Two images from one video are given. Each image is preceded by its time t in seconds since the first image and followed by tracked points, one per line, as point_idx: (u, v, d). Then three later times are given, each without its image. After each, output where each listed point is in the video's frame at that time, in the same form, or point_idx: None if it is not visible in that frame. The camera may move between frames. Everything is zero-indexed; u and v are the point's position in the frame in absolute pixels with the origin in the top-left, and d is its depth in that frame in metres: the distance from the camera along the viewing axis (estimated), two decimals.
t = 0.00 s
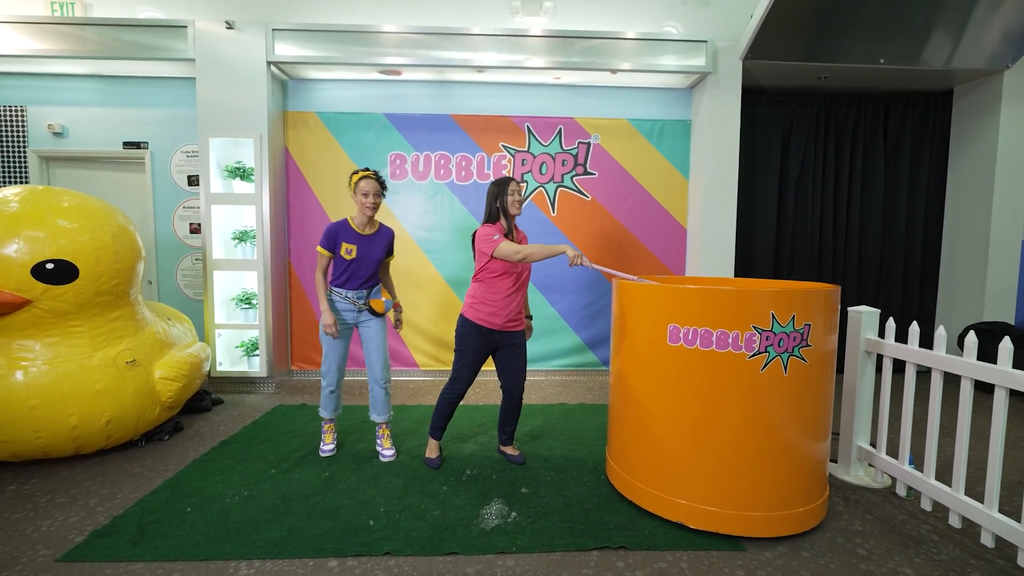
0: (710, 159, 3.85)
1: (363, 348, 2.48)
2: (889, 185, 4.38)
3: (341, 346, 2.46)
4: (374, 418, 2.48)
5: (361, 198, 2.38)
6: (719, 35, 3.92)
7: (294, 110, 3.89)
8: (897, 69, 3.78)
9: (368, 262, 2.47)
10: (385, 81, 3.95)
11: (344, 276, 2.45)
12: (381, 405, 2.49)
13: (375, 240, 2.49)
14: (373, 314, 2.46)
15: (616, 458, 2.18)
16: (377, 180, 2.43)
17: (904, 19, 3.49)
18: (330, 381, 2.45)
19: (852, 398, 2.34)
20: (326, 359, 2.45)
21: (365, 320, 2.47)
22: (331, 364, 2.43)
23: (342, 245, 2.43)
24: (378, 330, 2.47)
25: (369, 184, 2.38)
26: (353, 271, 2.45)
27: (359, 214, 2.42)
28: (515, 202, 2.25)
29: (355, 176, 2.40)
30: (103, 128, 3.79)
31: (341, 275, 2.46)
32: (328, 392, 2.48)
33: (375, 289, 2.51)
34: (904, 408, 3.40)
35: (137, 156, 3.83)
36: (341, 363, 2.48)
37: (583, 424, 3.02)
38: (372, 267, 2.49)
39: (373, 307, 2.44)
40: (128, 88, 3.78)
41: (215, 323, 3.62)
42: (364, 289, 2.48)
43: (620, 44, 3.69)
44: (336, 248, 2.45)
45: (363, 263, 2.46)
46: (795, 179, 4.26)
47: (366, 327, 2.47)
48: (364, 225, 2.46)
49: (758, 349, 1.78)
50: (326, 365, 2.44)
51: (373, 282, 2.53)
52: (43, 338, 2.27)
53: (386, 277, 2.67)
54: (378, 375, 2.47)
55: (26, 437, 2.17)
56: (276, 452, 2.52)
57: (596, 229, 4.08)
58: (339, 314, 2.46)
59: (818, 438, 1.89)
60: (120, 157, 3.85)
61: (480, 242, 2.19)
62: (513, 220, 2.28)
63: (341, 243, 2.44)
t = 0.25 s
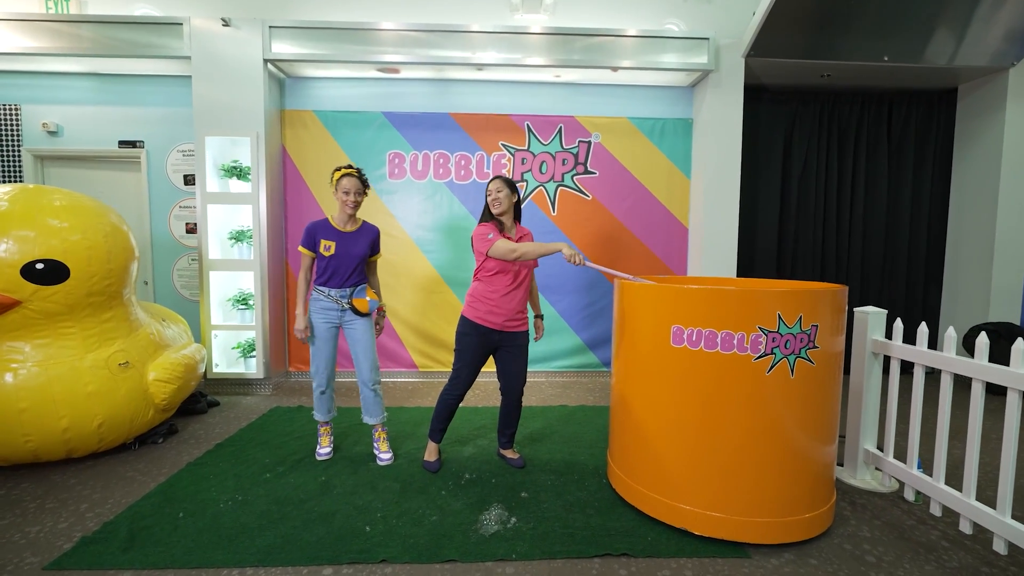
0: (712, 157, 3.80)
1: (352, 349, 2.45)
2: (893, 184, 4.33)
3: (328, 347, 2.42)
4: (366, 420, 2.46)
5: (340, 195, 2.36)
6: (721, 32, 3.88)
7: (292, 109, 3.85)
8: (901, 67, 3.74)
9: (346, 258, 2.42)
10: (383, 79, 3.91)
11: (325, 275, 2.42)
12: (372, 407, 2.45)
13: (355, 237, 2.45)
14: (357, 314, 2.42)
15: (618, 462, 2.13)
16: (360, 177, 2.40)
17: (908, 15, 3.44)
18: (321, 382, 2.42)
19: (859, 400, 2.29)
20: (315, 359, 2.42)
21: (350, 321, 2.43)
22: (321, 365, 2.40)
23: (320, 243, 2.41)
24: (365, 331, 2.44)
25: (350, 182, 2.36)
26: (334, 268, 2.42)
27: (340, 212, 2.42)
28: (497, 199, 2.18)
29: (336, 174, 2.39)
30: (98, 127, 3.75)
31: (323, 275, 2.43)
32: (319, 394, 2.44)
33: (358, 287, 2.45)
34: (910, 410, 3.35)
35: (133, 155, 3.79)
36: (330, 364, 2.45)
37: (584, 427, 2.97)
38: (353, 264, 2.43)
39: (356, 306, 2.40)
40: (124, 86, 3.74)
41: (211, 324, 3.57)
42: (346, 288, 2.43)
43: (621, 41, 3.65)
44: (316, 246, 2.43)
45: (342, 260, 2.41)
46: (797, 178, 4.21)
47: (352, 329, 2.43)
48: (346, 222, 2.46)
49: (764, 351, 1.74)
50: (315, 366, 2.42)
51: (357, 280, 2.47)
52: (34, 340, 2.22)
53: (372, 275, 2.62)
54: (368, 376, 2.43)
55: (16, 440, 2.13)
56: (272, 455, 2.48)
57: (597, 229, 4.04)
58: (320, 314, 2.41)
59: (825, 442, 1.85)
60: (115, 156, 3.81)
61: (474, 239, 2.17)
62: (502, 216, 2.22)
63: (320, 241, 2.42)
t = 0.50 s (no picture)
0: (714, 157, 3.77)
1: (348, 349, 2.42)
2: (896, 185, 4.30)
3: (323, 347, 2.39)
4: (365, 418, 2.44)
5: (333, 194, 2.33)
6: (722, 31, 3.85)
7: (290, 109, 3.82)
8: (904, 66, 3.71)
9: (339, 256, 2.39)
10: (382, 79, 3.88)
11: (318, 274, 2.39)
12: (371, 405, 2.43)
13: (347, 236, 2.43)
14: (353, 314, 2.40)
15: (620, 466, 2.10)
16: (352, 176, 2.38)
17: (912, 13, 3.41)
18: (318, 383, 2.38)
19: (864, 403, 2.25)
20: (311, 360, 2.38)
21: (345, 321, 2.40)
22: (318, 366, 2.37)
23: (312, 242, 2.38)
24: (360, 331, 2.41)
25: (342, 181, 2.34)
26: (326, 268, 2.38)
27: (330, 211, 2.39)
28: (495, 198, 2.16)
29: (326, 173, 2.36)
30: (96, 127, 3.72)
31: (315, 275, 2.40)
32: (316, 395, 2.40)
33: (353, 286, 2.43)
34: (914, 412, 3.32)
35: (130, 155, 3.76)
36: (326, 365, 2.42)
37: (585, 429, 2.94)
38: (346, 262, 2.41)
39: (351, 306, 2.38)
40: (121, 86, 3.71)
41: (209, 325, 3.54)
42: (341, 288, 2.40)
43: (623, 40, 3.62)
44: (307, 246, 2.40)
45: (335, 259, 2.38)
46: (800, 178, 4.18)
47: (346, 329, 2.40)
48: (336, 221, 2.44)
49: (770, 353, 1.70)
50: (311, 368, 2.38)
51: (353, 279, 2.45)
52: (28, 341, 2.20)
53: (366, 274, 2.61)
54: (365, 375, 2.41)
55: (9, 444, 2.10)
56: (269, 459, 2.44)
57: (598, 229, 4.01)
58: (315, 315, 2.37)
59: (832, 446, 1.81)
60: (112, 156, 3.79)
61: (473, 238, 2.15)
62: (501, 216, 2.20)
63: (311, 240, 2.39)
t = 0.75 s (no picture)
0: (715, 159, 3.76)
1: (351, 352, 2.40)
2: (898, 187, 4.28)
3: (326, 350, 2.37)
4: (364, 421, 2.42)
5: (338, 195, 2.32)
6: (724, 33, 3.84)
7: (290, 110, 3.81)
8: (906, 68, 3.69)
9: (344, 257, 2.38)
10: (383, 81, 3.87)
11: (323, 277, 2.37)
12: (371, 408, 2.41)
13: (351, 237, 2.42)
14: (358, 317, 2.37)
15: (621, 471, 2.08)
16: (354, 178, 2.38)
17: (914, 15, 3.39)
18: (320, 385, 2.36)
19: (868, 407, 2.23)
20: (314, 363, 2.36)
21: (350, 323, 2.38)
22: (321, 367, 2.35)
23: (317, 244, 2.36)
24: (364, 334, 2.39)
25: (346, 182, 2.32)
26: (331, 270, 2.36)
27: (334, 212, 2.38)
28: (498, 202, 2.14)
29: (329, 175, 2.33)
30: (95, 128, 3.71)
31: (319, 278, 2.38)
32: (317, 397, 2.38)
33: (358, 288, 2.42)
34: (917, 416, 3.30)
35: (130, 157, 3.75)
36: (328, 367, 2.39)
37: (586, 433, 2.92)
38: (351, 263, 2.40)
39: (357, 309, 2.35)
40: (121, 88, 3.70)
41: (207, 328, 3.52)
42: (347, 290, 2.39)
43: (623, 42, 3.60)
44: (311, 248, 2.38)
45: (340, 260, 2.37)
46: (801, 180, 4.17)
47: (351, 331, 2.38)
48: (338, 222, 2.42)
49: (774, 357, 1.68)
50: (313, 370, 2.36)
51: (357, 281, 2.44)
52: (24, 344, 2.18)
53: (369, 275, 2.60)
54: (367, 379, 2.39)
55: (4, 448, 2.08)
56: (266, 463, 2.42)
57: (599, 232, 3.99)
58: (319, 317, 2.35)
59: (837, 451, 1.79)
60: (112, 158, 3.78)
61: (471, 240, 2.11)
62: (501, 221, 2.19)
63: (316, 242, 2.36)
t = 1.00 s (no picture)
0: (716, 160, 3.74)
1: (351, 354, 2.38)
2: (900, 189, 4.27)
3: (327, 352, 2.35)
4: (365, 424, 2.40)
5: (338, 197, 2.30)
6: (724, 35, 3.83)
7: (290, 113, 3.80)
8: (907, 69, 3.68)
9: (347, 259, 2.36)
10: (382, 83, 3.86)
11: (325, 278, 2.35)
12: (371, 411, 2.39)
13: (354, 239, 2.40)
14: (360, 319, 2.36)
15: (623, 474, 2.06)
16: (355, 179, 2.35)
17: (915, 17, 3.39)
18: (319, 388, 2.34)
19: (872, 411, 2.20)
20: (314, 366, 2.34)
21: (351, 325, 2.36)
22: (320, 370, 2.33)
23: (320, 245, 2.34)
24: (365, 335, 2.37)
25: (346, 184, 2.30)
26: (333, 271, 2.34)
27: (336, 213, 2.36)
28: (500, 207, 2.14)
29: (329, 178, 2.31)
30: (94, 131, 3.70)
31: (322, 279, 2.36)
32: (317, 400, 2.36)
33: (360, 291, 2.41)
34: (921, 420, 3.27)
35: (129, 159, 3.74)
36: (329, 370, 2.37)
37: (586, 437, 2.89)
38: (355, 265, 2.38)
39: (358, 311, 2.34)
40: (121, 90, 3.69)
41: (206, 331, 3.50)
42: (348, 292, 2.37)
43: (624, 44, 3.59)
44: (314, 248, 2.36)
45: (342, 262, 2.35)
46: (803, 182, 4.15)
47: (352, 333, 2.37)
48: (341, 224, 2.40)
49: (777, 360, 1.66)
50: (313, 374, 2.34)
51: (360, 283, 2.43)
52: (19, 348, 2.16)
53: (372, 276, 2.56)
54: (367, 381, 2.37)
55: None
56: (264, 467, 2.40)
57: (599, 234, 3.97)
58: (321, 318, 2.34)
59: (841, 455, 1.76)
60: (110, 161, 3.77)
61: (472, 245, 2.05)
62: (497, 226, 2.18)
63: (319, 243, 2.35)
